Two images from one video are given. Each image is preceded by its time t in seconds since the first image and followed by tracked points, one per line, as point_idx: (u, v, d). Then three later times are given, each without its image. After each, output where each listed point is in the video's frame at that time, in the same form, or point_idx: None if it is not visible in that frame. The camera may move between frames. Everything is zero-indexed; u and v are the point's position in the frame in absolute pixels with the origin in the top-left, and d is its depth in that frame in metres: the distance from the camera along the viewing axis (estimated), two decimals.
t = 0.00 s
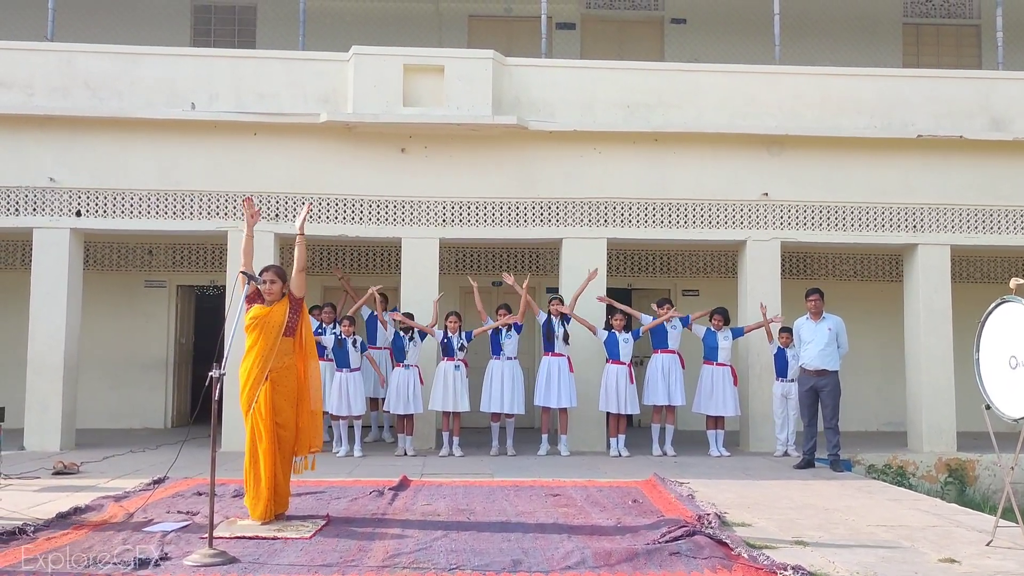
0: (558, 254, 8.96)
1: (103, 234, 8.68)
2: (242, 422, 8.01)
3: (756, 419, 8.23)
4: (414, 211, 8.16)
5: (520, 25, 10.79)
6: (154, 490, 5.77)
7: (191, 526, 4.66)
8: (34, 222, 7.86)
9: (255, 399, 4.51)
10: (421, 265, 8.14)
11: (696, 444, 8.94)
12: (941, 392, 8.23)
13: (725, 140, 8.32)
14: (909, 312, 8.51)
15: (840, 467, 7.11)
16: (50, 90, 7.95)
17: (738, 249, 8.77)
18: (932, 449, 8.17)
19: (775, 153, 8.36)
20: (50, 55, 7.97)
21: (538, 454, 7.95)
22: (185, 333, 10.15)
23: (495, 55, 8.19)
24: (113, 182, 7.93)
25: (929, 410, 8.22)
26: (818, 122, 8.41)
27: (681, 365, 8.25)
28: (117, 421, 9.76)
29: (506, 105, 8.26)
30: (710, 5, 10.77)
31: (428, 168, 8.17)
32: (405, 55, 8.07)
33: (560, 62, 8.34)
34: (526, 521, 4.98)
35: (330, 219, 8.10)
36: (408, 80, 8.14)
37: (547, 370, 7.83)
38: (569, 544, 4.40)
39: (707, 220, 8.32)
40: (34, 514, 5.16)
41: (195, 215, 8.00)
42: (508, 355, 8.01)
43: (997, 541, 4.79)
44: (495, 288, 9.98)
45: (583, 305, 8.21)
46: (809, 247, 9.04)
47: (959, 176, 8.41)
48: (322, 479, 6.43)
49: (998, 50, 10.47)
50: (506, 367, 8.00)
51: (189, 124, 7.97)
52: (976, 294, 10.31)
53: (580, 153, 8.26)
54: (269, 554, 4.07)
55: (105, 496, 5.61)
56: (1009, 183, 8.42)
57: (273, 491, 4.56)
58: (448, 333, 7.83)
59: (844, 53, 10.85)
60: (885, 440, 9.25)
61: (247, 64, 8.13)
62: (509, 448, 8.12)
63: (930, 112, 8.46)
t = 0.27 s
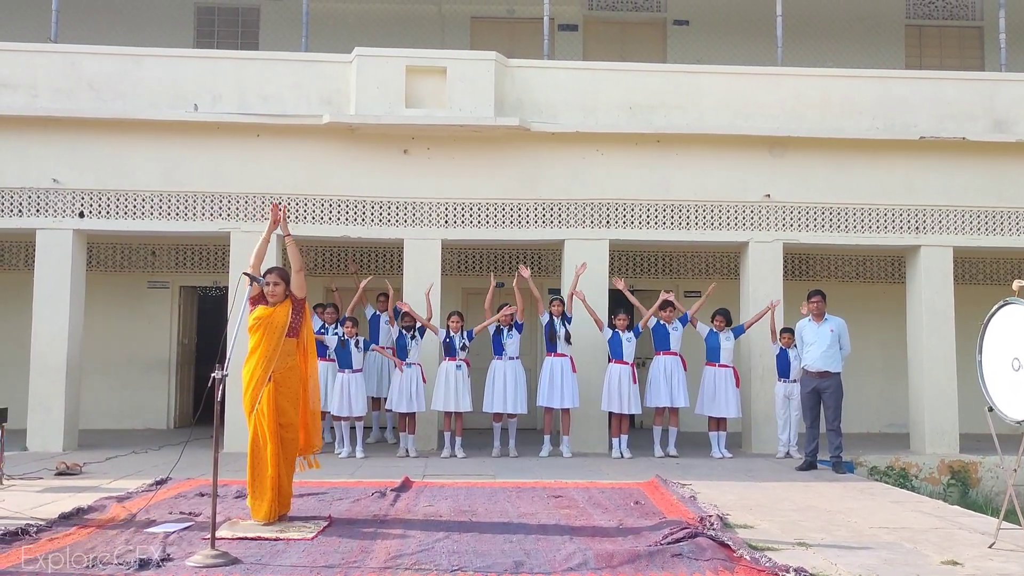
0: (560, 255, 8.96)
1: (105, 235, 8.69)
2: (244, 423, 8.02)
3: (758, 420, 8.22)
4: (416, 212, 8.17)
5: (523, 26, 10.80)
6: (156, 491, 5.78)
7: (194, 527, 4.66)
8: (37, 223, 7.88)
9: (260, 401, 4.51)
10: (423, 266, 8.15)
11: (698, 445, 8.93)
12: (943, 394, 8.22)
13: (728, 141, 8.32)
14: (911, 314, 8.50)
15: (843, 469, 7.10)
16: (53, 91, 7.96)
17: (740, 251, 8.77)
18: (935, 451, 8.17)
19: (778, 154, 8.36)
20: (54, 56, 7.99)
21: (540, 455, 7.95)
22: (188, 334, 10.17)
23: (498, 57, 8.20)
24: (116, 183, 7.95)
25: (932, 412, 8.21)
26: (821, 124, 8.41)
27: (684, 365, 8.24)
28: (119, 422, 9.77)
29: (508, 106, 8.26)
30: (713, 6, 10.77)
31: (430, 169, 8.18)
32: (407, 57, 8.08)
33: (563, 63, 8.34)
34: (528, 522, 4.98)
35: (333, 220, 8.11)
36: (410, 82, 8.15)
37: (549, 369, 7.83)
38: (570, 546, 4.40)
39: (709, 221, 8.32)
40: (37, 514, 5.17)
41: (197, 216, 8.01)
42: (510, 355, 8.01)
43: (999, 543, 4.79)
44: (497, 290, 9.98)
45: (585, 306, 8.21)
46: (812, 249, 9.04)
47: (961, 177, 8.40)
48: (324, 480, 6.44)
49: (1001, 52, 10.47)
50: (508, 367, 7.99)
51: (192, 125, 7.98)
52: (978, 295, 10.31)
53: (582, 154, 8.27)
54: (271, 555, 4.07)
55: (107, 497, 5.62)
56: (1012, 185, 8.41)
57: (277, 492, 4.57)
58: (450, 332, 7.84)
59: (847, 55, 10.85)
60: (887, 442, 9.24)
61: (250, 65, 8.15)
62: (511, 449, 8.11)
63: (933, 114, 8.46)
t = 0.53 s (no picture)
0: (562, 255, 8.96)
1: (108, 235, 8.70)
2: (246, 423, 8.02)
3: (760, 421, 8.21)
4: (418, 213, 8.17)
5: (525, 26, 10.80)
6: (159, 491, 5.78)
7: (196, 527, 4.66)
8: (40, 223, 7.89)
9: (262, 399, 4.51)
10: (425, 267, 8.15)
11: (700, 446, 8.93)
12: (946, 395, 8.21)
13: (730, 142, 8.32)
14: (914, 314, 8.49)
15: (845, 470, 7.09)
16: (56, 92, 7.98)
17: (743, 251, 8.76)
18: (937, 452, 8.15)
19: (780, 155, 8.35)
20: (57, 57, 8.00)
21: (542, 455, 7.95)
22: (190, 334, 10.18)
23: (500, 57, 8.20)
24: (119, 183, 7.96)
25: (934, 413, 8.20)
26: (823, 124, 8.40)
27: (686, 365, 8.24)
28: (121, 422, 9.78)
29: (510, 106, 8.26)
30: (715, 7, 10.77)
31: (433, 170, 8.18)
32: (410, 57, 8.08)
33: (565, 63, 8.34)
34: (530, 522, 4.98)
35: (335, 221, 8.11)
36: (412, 82, 8.16)
37: (551, 370, 7.83)
38: (572, 546, 4.39)
39: (711, 222, 8.31)
40: (39, 514, 5.17)
41: (199, 217, 8.02)
42: (511, 356, 8.00)
43: (1002, 544, 4.78)
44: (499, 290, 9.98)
45: (587, 307, 8.21)
46: (814, 249, 9.03)
47: (964, 178, 8.39)
48: (326, 480, 6.44)
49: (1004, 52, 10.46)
50: (510, 367, 7.99)
51: (194, 125, 7.98)
52: (981, 296, 10.29)
53: (584, 155, 8.27)
54: (273, 556, 4.07)
55: (110, 497, 5.63)
56: (1015, 186, 8.40)
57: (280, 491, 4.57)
58: (452, 332, 7.84)
59: (850, 55, 10.84)
60: (890, 443, 9.22)
61: (252, 66, 8.15)
62: (513, 449, 8.11)
63: (936, 114, 8.45)
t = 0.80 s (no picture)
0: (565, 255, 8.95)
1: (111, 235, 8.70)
2: (249, 423, 8.03)
3: (763, 420, 8.20)
4: (421, 212, 8.17)
5: (528, 25, 10.80)
6: (162, 490, 5.78)
7: (199, 527, 4.66)
8: (43, 223, 7.90)
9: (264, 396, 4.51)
10: (428, 266, 8.14)
11: (703, 446, 8.92)
12: (949, 395, 8.19)
13: (733, 141, 8.30)
14: (917, 314, 8.48)
15: (848, 470, 7.08)
16: (59, 91, 7.98)
17: (746, 251, 8.75)
18: (941, 452, 8.13)
19: (784, 155, 8.34)
20: (60, 56, 8.01)
21: (545, 455, 7.95)
22: (193, 334, 10.19)
23: (503, 57, 8.19)
24: (121, 183, 7.96)
25: (938, 413, 8.18)
26: (827, 124, 8.39)
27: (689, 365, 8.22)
28: (124, 421, 9.79)
29: (514, 106, 8.26)
30: (718, 6, 10.76)
31: (436, 169, 8.18)
32: (413, 57, 8.08)
33: (568, 63, 8.33)
34: (533, 522, 4.97)
35: (338, 220, 8.11)
36: (415, 82, 8.15)
37: (554, 370, 7.83)
38: (575, 546, 4.39)
39: (714, 221, 8.30)
40: (42, 513, 5.18)
41: (202, 216, 8.03)
42: (514, 356, 8.00)
43: (1006, 544, 4.77)
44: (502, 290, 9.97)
45: (590, 306, 8.20)
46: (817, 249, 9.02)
47: (968, 178, 8.37)
48: (329, 479, 6.44)
49: (1008, 51, 10.44)
50: (512, 367, 7.99)
51: (197, 125, 7.99)
52: (984, 296, 10.27)
53: (588, 154, 8.26)
54: (276, 555, 4.07)
55: (113, 496, 5.63)
56: (1019, 185, 8.38)
57: (280, 489, 4.55)
58: (455, 331, 7.83)
59: (853, 54, 10.82)
60: (893, 443, 9.21)
61: (256, 65, 8.16)
62: (515, 449, 8.10)
63: (939, 114, 8.43)
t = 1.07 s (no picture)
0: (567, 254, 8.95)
1: (114, 234, 8.72)
2: (252, 422, 8.04)
3: (766, 420, 8.20)
4: (424, 211, 8.17)
5: (531, 25, 10.81)
6: (165, 489, 5.79)
7: (202, 525, 4.67)
8: (46, 222, 7.91)
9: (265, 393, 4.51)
10: (431, 266, 8.15)
11: (705, 445, 8.91)
12: (952, 395, 8.18)
13: (736, 141, 8.30)
14: (920, 314, 8.47)
15: (851, 469, 7.08)
16: (63, 91, 8.00)
17: (748, 251, 8.75)
18: (944, 452, 8.12)
19: (787, 154, 8.33)
20: (63, 56, 8.03)
21: (547, 454, 7.95)
22: (196, 333, 10.20)
23: (506, 56, 8.20)
24: (124, 182, 7.97)
25: (941, 412, 8.17)
26: (829, 123, 8.38)
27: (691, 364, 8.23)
28: (127, 420, 9.80)
29: (516, 106, 8.26)
30: (721, 6, 10.76)
31: (438, 168, 8.18)
32: (416, 56, 8.09)
33: (571, 62, 8.33)
34: (536, 521, 4.97)
35: (341, 220, 8.12)
36: (418, 81, 8.16)
37: (555, 368, 7.83)
38: (578, 545, 4.39)
39: (717, 221, 8.30)
40: (45, 511, 5.19)
41: (205, 215, 8.04)
42: (516, 355, 8.01)
43: (1009, 544, 4.76)
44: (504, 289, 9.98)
45: (592, 306, 8.20)
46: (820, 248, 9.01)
47: (971, 177, 8.36)
48: (331, 478, 6.44)
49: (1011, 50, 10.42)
50: (514, 367, 7.99)
51: (200, 124, 8.00)
52: (987, 296, 10.26)
53: (590, 154, 8.26)
54: (279, 553, 4.07)
55: (116, 494, 5.64)
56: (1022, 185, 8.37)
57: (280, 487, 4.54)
58: (458, 329, 7.84)
59: (856, 54, 10.81)
60: (896, 442, 9.20)
61: (259, 65, 8.17)
62: (518, 448, 8.11)
63: (942, 114, 8.42)
